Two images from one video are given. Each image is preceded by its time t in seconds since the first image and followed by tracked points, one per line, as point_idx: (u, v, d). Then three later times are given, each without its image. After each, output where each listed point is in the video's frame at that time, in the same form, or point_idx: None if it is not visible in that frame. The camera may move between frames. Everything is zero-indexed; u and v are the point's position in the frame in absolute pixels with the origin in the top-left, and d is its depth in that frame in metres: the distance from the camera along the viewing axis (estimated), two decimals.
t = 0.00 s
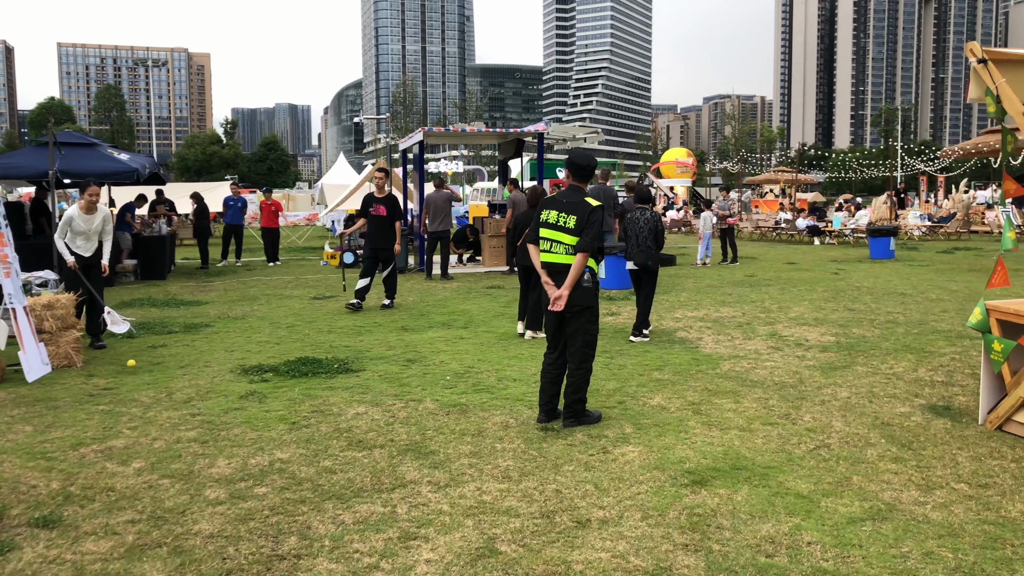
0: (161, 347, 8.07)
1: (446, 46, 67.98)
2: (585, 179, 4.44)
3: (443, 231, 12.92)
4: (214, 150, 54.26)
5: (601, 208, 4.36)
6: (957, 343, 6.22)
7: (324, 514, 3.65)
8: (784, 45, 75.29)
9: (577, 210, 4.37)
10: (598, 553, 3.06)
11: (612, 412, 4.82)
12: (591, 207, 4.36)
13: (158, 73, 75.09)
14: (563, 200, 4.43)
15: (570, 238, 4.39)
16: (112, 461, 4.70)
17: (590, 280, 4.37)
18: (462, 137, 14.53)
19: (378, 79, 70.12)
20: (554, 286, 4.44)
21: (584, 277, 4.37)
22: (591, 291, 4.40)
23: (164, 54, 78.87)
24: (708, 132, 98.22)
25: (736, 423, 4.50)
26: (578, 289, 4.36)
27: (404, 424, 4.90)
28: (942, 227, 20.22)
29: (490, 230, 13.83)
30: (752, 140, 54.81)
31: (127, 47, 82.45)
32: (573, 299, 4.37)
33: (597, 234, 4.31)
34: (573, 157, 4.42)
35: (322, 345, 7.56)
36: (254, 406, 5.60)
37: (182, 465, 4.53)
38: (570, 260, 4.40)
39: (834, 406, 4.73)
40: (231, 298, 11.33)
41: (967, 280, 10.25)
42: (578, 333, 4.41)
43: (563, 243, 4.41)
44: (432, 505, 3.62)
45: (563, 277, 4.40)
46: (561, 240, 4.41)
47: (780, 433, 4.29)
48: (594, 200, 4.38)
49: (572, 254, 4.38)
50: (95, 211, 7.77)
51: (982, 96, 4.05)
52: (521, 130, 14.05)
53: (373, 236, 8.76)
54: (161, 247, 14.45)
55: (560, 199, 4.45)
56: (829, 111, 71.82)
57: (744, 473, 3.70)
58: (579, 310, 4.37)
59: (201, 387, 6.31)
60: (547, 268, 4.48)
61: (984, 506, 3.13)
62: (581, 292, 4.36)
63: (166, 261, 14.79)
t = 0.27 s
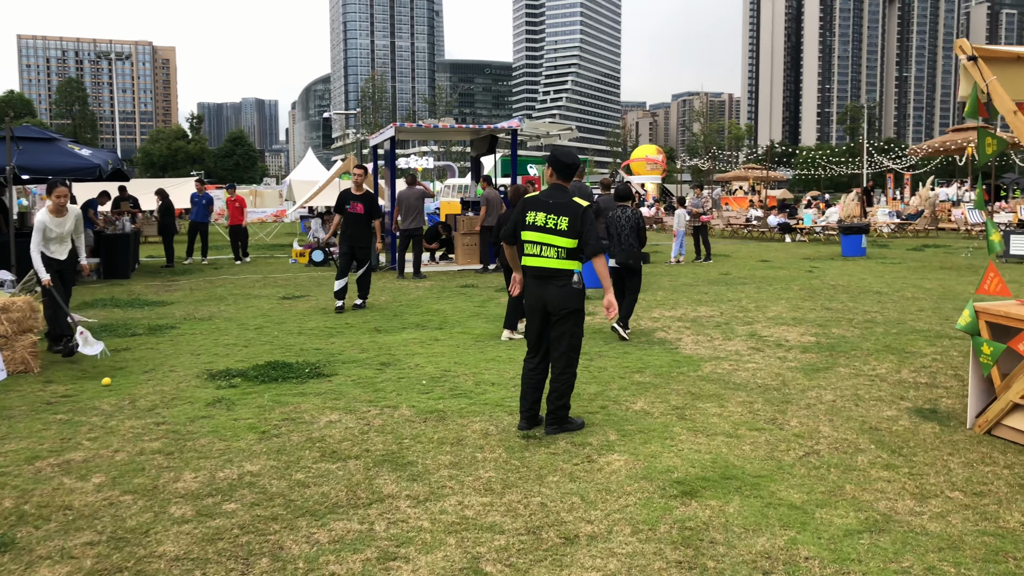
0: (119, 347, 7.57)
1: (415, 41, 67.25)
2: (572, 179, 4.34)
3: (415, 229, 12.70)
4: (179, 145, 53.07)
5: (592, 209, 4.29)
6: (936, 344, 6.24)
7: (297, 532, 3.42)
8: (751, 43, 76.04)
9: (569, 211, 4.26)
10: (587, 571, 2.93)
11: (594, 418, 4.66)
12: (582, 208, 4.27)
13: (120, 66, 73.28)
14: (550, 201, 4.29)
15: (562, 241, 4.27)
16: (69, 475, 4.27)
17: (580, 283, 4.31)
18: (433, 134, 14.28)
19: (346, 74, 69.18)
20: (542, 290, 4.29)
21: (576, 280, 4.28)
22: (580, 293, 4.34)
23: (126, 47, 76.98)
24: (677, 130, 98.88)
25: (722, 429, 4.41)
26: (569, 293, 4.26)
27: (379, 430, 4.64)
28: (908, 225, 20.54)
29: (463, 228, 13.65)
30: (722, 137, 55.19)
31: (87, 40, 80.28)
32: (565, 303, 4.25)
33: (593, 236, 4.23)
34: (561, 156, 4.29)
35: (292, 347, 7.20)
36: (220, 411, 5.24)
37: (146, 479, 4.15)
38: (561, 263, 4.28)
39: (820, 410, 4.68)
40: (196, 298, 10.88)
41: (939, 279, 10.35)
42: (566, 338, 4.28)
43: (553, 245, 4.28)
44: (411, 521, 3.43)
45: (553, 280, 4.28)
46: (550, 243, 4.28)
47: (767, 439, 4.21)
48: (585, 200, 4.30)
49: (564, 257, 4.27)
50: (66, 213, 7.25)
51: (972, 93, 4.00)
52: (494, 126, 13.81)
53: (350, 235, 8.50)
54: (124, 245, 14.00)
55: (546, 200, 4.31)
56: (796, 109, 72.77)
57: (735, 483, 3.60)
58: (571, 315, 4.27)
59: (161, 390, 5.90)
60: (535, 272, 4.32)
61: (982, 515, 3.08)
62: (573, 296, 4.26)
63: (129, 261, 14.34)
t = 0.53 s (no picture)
0: (71, 351, 7.18)
1: (380, 42, 66.67)
2: (545, 176, 4.23)
3: (384, 230, 12.47)
4: (140, 146, 51.88)
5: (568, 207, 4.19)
6: (908, 345, 6.31)
7: (264, 550, 3.19)
8: (714, 46, 77.03)
9: (545, 209, 4.14)
10: None
11: (571, 422, 4.55)
12: (558, 207, 4.16)
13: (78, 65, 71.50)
14: (525, 200, 4.16)
15: (539, 241, 4.15)
16: (19, 492, 3.87)
17: (559, 284, 4.20)
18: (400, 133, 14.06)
19: (310, 74, 68.32)
20: (520, 292, 4.17)
21: (554, 281, 4.18)
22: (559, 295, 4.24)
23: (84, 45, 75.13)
24: (642, 131, 99.73)
25: (702, 432, 4.34)
26: (549, 294, 4.15)
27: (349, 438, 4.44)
28: (871, 225, 20.95)
29: (432, 229, 13.46)
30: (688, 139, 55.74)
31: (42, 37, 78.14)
32: (544, 305, 4.13)
33: (571, 235, 4.13)
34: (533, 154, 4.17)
35: (257, 350, 6.89)
36: (179, 417, 4.96)
37: (101, 495, 3.81)
38: (539, 265, 4.16)
39: (799, 412, 4.66)
40: (157, 301, 10.48)
41: (905, 279, 10.52)
42: (545, 341, 4.17)
43: (530, 246, 4.15)
44: (385, 535, 3.25)
45: (532, 282, 4.16)
46: (527, 244, 4.15)
47: (748, 442, 4.16)
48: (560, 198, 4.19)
49: (542, 257, 4.15)
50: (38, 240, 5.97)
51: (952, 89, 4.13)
52: (463, 125, 13.64)
53: (318, 236, 8.27)
54: (83, 247, 13.54)
55: (520, 200, 4.18)
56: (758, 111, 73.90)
57: (719, 489, 3.54)
58: (552, 316, 4.16)
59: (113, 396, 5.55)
60: (513, 275, 4.19)
61: (970, 520, 3.11)
62: (553, 297, 4.15)
63: (88, 264, 13.87)
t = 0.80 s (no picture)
0: (42, 357, 6.83)
1: (362, 42, 66.19)
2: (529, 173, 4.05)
3: (369, 231, 12.26)
4: (120, 146, 51.15)
5: (553, 205, 4.00)
6: (900, 347, 6.25)
7: (242, 568, 2.94)
8: (697, 48, 77.38)
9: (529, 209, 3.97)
10: None
11: (562, 429, 4.39)
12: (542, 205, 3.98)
13: (56, 65, 70.43)
14: (508, 200, 3.99)
15: (524, 242, 3.98)
16: None
17: (551, 284, 4.03)
18: (381, 133, 13.87)
19: (293, 75, 67.82)
20: (510, 295, 4.02)
21: (545, 282, 4.02)
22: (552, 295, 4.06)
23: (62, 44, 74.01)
24: (626, 133, 99.97)
25: (697, 439, 4.21)
26: (539, 296, 4.00)
27: (329, 447, 4.23)
28: (855, 226, 21.06)
29: (416, 230, 13.27)
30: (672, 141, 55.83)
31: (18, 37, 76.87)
32: (535, 308, 3.98)
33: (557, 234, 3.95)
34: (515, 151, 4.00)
35: (236, 356, 6.63)
36: (152, 425, 4.72)
37: (66, 508, 3.48)
38: (528, 266, 4.00)
39: (796, 418, 4.54)
40: (134, 304, 10.15)
41: (892, 280, 10.51)
42: (538, 345, 4.02)
43: (516, 246, 3.99)
44: (370, 552, 3.03)
45: (522, 284, 4.01)
46: (514, 245, 4.00)
47: (746, 449, 4.03)
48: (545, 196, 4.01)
49: (530, 258, 3.99)
50: (25, 270, 5.38)
51: (950, 85, 4.05)
52: (447, 125, 13.46)
53: (300, 237, 8.05)
54: (59, 249, 13.19)
55: (504, 200, 4.02)
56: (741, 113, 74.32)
57: (718, 499, 3.39)
58: (544, 319, 4.01)
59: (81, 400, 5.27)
60: (503, 277, 4.05)
61: (982, 532, 3.00)
62: (543, 299, 3.99)
63: (64, 266, 13.51)
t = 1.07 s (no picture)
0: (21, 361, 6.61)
1: (355, 40, 65.87)
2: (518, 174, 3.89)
3: (359, 229, 12.06)
4: (110, 144, 50.69)
5: (539, 206, 3.80)
6: (904, 350, 6.11)
7: None
8: (690, 47, 77.36)
9: (514, 211, 3.82)
10: None
11: (560, 438, 4.23)
12: (527, 207, 3.80)
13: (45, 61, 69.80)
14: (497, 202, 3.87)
15: (511, 245, 3.83)
16: None
17: (545, 289, 3.81)
18: (371, 130, 13.68)
19: (285, 72, 67.40)
20: (505, 301, 3.87)
21: (539, 286, 3.81)
22: (549, 300, 3.83)
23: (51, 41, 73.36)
24: (619, 131, 99.96)
25: (700, 449, 4.05)
26: (533, 300, 3.81)
27: (317, 458, 4.04)
28: (850, 224, 20.99)
29: (409, 229, 13.07)
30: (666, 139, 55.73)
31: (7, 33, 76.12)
32: (529, 313, 3.80)
33: (540, 237, 3.74)
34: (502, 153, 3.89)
35: (223, 360, 6.43)
36: (132, 433, 4.52)
37: (37, 526, 3.28)
38: (520, 270, 3.83)
39: (801, 426, 4.39)
40: (120, 305, 9.92)
41: (891, 280, 10.40)
42: (534, 352, 3.83)
43: (505, 250, 3.85)
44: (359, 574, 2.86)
45: (515, 289, 3.85)
46: (503, 248, 3.86)
47: (751, 460, 3.88)
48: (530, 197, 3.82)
49: (518, 262, 3.83)
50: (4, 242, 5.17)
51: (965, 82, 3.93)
52: (441, 123, 13.27)
53: (288, 237, 7.85)
54: (44, 247, 12.92)
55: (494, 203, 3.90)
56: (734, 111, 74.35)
57: (725, 515, 3.23)
58: (537, 325, 3.81)
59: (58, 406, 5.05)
60: (498, 282, 3.92)
61: (1004, 551, 2.85)
62: (534, 304, 3.80)
63: (50, 266, 13.25)
